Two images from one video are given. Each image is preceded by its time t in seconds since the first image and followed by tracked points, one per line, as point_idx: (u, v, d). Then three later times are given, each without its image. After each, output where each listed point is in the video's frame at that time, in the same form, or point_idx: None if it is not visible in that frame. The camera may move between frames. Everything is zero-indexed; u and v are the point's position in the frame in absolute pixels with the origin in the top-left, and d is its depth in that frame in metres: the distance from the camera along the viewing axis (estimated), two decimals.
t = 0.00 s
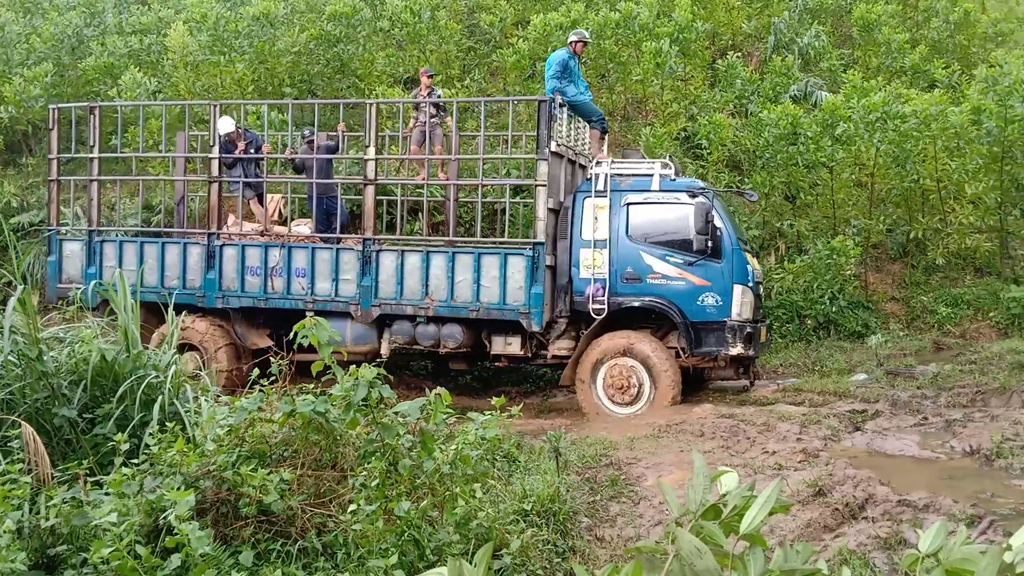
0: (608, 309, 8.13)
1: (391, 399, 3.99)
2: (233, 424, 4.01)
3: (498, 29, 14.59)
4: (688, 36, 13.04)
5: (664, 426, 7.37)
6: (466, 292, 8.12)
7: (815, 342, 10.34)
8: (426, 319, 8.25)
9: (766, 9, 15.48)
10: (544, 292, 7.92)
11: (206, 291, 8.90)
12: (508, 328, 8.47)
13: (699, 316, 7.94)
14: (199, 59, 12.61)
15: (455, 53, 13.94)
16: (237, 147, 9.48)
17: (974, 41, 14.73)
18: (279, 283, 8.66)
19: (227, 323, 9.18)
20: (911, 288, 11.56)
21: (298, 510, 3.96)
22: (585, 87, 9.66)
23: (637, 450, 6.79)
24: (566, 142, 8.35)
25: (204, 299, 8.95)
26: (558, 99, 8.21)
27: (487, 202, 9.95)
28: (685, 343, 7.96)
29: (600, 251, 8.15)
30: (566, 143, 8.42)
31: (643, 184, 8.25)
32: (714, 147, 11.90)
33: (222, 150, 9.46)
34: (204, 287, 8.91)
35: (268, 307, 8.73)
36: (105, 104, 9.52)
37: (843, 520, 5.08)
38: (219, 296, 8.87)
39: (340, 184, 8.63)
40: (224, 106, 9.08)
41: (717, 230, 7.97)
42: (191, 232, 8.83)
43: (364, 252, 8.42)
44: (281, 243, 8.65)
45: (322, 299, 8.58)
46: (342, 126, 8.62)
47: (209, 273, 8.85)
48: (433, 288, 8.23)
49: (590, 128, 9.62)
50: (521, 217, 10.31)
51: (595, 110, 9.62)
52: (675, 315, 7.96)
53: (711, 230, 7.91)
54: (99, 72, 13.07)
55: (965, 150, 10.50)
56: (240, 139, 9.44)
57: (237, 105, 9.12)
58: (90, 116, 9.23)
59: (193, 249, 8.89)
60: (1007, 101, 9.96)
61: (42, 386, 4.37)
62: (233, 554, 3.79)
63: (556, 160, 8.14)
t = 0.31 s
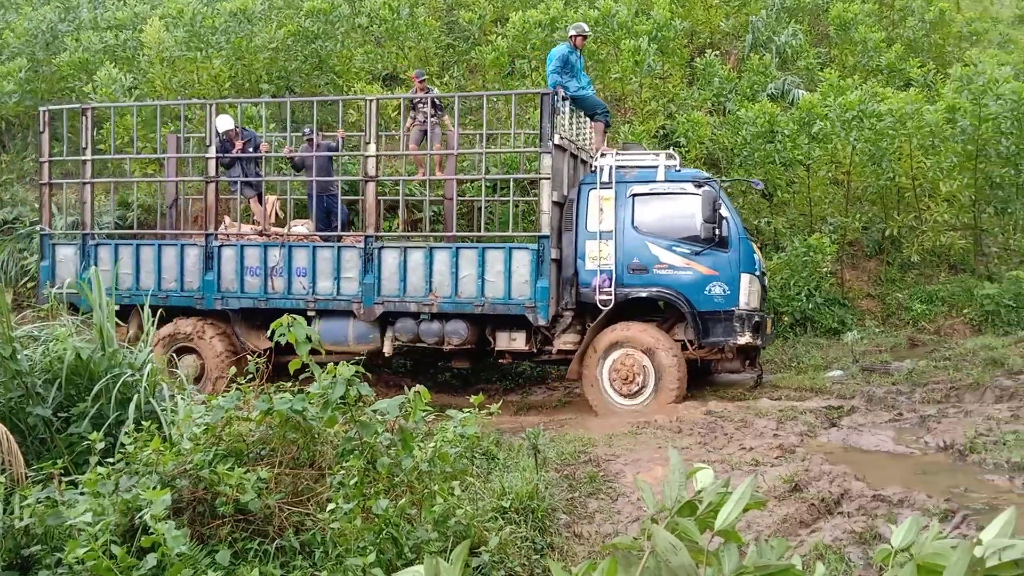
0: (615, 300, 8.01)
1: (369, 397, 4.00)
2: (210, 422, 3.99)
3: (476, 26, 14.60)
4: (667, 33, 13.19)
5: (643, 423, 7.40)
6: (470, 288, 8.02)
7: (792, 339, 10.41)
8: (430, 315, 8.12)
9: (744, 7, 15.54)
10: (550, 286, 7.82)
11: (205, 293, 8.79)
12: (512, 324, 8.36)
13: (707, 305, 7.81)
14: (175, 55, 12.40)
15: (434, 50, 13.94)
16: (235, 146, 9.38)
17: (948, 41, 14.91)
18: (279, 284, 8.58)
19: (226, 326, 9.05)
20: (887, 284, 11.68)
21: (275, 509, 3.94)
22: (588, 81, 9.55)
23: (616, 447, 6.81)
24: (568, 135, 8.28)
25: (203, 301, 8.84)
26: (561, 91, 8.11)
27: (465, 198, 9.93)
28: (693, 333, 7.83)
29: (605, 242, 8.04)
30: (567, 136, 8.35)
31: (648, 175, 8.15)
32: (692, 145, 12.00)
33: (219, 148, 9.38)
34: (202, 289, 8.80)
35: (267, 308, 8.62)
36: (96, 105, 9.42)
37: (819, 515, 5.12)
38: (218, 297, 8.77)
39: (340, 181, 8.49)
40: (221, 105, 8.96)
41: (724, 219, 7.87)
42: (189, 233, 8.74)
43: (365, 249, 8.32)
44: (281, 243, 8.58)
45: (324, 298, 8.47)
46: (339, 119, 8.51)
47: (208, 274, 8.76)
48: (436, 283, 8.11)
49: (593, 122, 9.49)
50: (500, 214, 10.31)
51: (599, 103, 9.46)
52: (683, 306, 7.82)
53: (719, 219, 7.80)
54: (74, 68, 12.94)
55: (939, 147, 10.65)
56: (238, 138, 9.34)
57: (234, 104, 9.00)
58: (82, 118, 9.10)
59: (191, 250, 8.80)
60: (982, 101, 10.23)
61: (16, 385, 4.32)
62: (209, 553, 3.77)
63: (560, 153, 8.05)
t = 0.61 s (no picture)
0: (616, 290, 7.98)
1: (343, 393, 3.98)
2: (181, 419, 3.95)
3: (452, 21, 14.58)
4: (642, 30, 13.16)
5: (617, 419, 7.43)
6: (469, 281, 7.98)
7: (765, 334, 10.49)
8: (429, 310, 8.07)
9: (719, 4, 15.61)
10: (550, 278, 7.80)
11: (197, 292, 8.62)
12: (511, 317, 8.39)
13: (708, 293, 7.78)
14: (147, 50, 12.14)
15: (409, 44, 13.93)
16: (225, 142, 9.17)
17: (920, 39, 15.08)
18: (274, 281, 8.46)
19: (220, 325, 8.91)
20: (859, 280, 11.77)
21: (248, 506, 3.91)
22: (584, 72, 9.62)
23: (590, 442, 6.83)
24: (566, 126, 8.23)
25: (195, 301, 8.66)
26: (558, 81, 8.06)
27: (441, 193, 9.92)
28: (695, 321, 7.80)
29: (605, 232, 8.00)
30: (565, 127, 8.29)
31: (647, 164, 8.12)
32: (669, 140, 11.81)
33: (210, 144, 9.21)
34: (195, 288, 8.64)
35: (263, 306, 8.52)
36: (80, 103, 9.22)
37: (790, 509, 5.17)
38: (211, 297, 8.61)
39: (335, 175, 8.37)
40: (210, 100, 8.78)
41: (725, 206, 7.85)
42: (180, 232, 8.56)
43: (361, 244, 8.23)
44: (275, 239, 8.44)
45: (320, 295, 8.38)
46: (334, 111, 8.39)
47: (200, 274, 8.59)
48: (434, 278, 8.07)
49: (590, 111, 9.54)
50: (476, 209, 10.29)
51: (596, 94, 9.56)
52: (685, 293, 7.78)
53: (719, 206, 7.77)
54: (43, 60, 12.76)
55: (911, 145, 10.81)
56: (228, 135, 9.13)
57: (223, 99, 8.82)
58: (66, 117, 8.91)
59: (182, 249, 8.63)
60: (952, 99, 10.37)
61: None
62: (181, 551, 3.74)
63: (558, 144, 7.99)
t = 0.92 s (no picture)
0: (611, 281, 7.93)
1: (311, 388, 3.95)
2: (146, 415, 3.90)
3: (422, 16, 14.50)
4: (612, 26, 13.20)
5: (587, 414, 7.45)
6: (463, 274, 7.86)
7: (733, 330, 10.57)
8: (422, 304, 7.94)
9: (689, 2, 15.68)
10: (545, 269, 7.72)
11: (184, 289, 8.45)
12: (505, 310, 8.27)
13: (704, 283, 7.73)
14: (112, 40, 12.07)
15: (379, 39, 13.87)
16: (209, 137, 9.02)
17: (887, 39, 15.26)
18: (263, 277, 8.29)
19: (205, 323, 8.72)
20: (825, 277, 11.87)
21: (213, 502, 3.87)
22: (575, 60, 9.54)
23: (560, 437, 6.84)
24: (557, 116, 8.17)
25: (181, 299, 8.50)
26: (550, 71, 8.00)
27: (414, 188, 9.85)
28: (691, 311, 7.74)
29: (599, 223, 7.93)
30: (557, 118, 8.26)
31: (640, 154, 8.07)
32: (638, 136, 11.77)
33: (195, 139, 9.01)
34: (181, 286, 8.47)
35: (251, 303, 8.35)
36: (62, 99, 9.04)
37: (757, 503, 5.21)
38: (198, 294, 8.44)
39: (323, 169, 8.24)
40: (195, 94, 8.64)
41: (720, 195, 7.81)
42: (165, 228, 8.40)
43: (352, 238, 8.07)
44: (263, 234, 8.29)
45: (310, 290, 8.23)
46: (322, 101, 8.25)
47: (186, 270, 8.42)
48: (428, 271, 7.93)
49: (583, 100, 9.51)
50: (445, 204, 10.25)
51: (588, 83, 9.50)
52: (681, 283, 7.74)
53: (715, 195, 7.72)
54: (6, 50, 12.56)
55: (877, 144, 10.98)
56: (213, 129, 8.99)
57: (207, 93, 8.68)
58: (47, 113, 8.74)
59: (168, 246, 8.47)
60: (917, 97, 10.73)
61: None
62: (145, 548, 3.70)
63: (551, 135, 7.98)
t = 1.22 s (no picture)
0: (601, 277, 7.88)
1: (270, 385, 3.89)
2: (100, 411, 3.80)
3: (385, 9, 14.39)
4: (576, 23, 13.23)
5: (549, 411, 7.46)
6: (450, 270, 7.80)
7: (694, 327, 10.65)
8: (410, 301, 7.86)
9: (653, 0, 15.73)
10: (533, 264, 7.70)
11: (163, 289, 8.23)
12: (491, 305, 8.21)
13: (693, 277, 7.72)
14: (69, 30, 11.94)
15: (342, 33, 13.77)
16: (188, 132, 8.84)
17: (847, 40, 15.45)
18: (245, 275, 8.10)
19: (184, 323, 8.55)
20: (785, 275, 11.94)
21: (169, 500, 3.81)
22: (560, 53, 9.42)
23: (521, 434, 6.85)
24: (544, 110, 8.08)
25: (161, 298, 8.28)
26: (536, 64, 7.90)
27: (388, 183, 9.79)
28: (680, 306, 7.73)
29: (587, 218, 7.87)
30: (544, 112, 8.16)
31: (626, 147, 7.98)
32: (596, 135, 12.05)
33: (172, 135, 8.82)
34: (159, 284, 8.26)
35: (233, 302, 8.18)
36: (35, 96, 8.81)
37: (716, 499, 5.25)
38: (178, 293, 8.22)
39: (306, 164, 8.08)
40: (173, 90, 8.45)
41: (708, 188, 7.79)
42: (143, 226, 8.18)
43: (336, 235, 7.94)
44: (244, 232, 8.11)
45: (294, 289, 8.09)
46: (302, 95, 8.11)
47: (165, 269, 8.20)
48: (415, 267, 7.86)
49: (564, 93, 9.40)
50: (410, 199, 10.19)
51: (572, 77, 9.41)
52: (670, 278, 7.72)
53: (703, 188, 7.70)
54: None
55: (836, 143, 11.15)
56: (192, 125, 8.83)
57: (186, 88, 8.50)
58: (19, 109, 8.51)
59: (145, 245, 8.25)
60: (876, 98, 11.03)
61: None
62: (99, 547, 3.64)
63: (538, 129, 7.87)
